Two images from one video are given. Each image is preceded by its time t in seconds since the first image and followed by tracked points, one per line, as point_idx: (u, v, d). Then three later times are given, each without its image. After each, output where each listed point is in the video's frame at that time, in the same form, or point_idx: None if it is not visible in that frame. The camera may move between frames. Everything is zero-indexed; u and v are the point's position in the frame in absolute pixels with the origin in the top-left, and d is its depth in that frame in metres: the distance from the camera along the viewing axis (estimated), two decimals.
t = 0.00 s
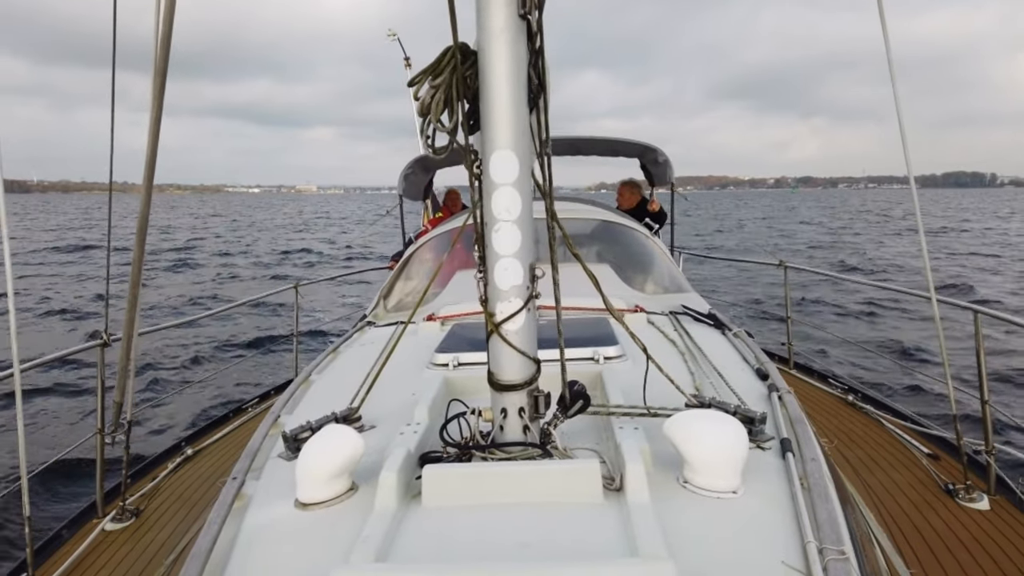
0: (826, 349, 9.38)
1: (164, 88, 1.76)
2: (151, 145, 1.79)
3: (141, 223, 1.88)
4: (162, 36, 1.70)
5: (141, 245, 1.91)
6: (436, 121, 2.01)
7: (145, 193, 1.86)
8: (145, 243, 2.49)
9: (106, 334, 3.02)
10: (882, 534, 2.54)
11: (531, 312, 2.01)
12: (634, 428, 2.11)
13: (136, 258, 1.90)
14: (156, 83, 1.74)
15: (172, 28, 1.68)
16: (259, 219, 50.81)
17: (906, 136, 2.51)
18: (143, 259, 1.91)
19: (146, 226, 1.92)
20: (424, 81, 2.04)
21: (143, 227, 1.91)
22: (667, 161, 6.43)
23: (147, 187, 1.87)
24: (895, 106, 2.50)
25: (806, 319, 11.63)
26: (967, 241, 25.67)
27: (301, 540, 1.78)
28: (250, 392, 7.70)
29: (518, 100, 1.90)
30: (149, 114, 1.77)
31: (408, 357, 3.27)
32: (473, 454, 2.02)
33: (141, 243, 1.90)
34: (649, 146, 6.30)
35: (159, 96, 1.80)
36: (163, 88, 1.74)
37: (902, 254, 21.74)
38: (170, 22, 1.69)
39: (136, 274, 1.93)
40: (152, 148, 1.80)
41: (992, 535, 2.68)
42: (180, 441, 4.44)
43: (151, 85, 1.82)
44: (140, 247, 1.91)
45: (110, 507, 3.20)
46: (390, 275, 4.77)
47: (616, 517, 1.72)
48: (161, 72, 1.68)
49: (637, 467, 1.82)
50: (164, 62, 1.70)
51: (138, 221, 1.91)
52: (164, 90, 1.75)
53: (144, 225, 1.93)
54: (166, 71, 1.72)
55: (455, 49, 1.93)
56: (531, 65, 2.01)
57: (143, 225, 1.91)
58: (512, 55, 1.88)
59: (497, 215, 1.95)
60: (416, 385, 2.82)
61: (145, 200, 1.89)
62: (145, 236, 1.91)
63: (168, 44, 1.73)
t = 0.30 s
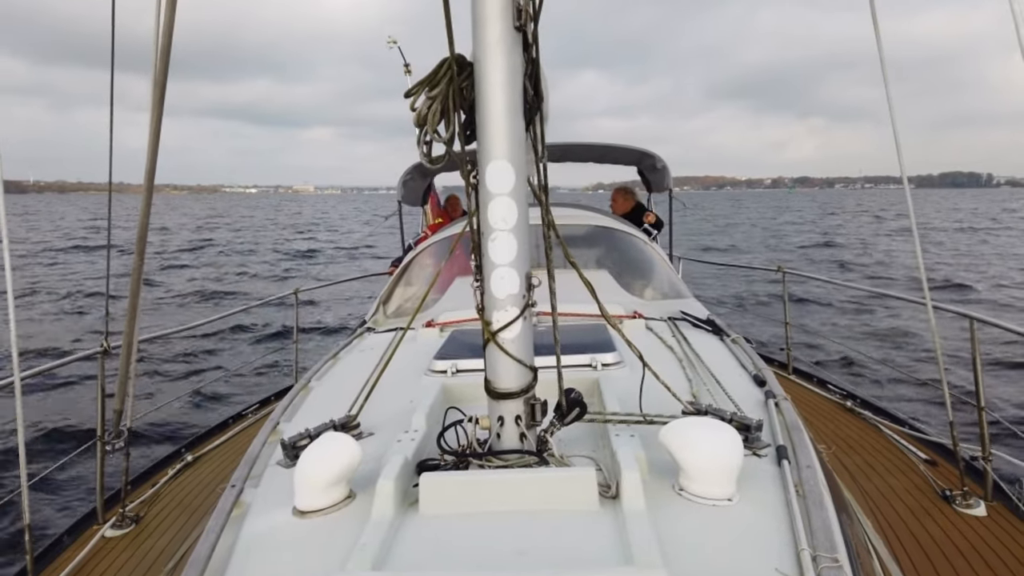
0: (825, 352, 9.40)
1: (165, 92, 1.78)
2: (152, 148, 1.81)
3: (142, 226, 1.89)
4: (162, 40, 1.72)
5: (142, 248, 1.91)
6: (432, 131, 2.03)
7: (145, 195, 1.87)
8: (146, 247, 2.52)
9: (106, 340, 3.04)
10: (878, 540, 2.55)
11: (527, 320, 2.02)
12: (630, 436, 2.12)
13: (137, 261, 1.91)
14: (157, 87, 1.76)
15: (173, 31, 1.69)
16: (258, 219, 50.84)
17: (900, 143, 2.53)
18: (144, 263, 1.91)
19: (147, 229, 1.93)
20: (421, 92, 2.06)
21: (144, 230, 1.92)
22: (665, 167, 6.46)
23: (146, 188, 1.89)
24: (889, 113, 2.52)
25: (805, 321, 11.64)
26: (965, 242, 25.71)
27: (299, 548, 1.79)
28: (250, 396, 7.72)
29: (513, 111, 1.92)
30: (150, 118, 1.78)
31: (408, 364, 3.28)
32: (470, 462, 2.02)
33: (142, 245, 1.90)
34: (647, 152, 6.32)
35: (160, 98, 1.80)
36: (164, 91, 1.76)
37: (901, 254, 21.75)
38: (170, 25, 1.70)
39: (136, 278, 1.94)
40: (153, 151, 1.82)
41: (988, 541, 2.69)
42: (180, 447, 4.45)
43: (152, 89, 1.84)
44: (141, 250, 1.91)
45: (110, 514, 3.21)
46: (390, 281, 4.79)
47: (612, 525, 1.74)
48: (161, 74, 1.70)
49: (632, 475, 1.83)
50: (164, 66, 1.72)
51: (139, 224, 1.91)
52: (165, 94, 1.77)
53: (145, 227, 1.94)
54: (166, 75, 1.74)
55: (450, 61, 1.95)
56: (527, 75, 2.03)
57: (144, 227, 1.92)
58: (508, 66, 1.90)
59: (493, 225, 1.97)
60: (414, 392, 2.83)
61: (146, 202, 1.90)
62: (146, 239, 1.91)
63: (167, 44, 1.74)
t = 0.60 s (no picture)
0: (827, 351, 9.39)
1: (167, 89, 1.79)
2: (154, 145, 1.82)
3: (144, 223, 1.90)
4: (164, 37, 1.73)
5: (145, 245, 1.92)
6: (434, 130, 2.03)
7: (148, 192, 1.88)
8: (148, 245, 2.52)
9: (108, 340, 3.04)
10: (880, 540, 2.54)
11: (529, 319, 2.02)
12: (632, 435, 2.11)
13: (140, 258, 1.92)
14: (159, 84, 1.77)
15: (174, 28, 1.69)
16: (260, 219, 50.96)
17: (903, 140, 2.52)
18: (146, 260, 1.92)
19: (149, 226, 1.94)
20: (422, 91, 2.06)
21: (146, 227, 1.93)
22: (667, 167, 6.45)
23: (149, 189, 1.90)
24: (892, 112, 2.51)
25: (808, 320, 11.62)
26: (968, 242, 25.69)
27: (301, 546, 1.79)
28: (252, 396, 7.72)
29: (515, 109, 1.92)
30: (152, 115, 1.79)
31: (410, 363, 3.28)
32: (471, 461, 2.02)
33: (145, 242, 1.91)
34: (649, 152, 6.31)
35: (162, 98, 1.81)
36: (166, 88, 1.77)
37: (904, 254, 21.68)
38: (172, 22, 1.71)
39: (138, 276, 1.95)
40: (155, 148, 1.82)
41: (991, 541, 2.68)
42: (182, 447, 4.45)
43: (154, 86, 1.84)
44: (143, 247, 1.91)
45: (112, 513, 3.21)
46: (392, 281, 4.79)
47: (613, 523, 1.73)
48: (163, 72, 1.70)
49: (634, 474, 1.82)
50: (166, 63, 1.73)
51: (141, 222, 1.92)
52: (167, 91, 1.78)
53: (148, 225, 1.94)
54: (168, 72, 1.75)
55: (452, 59, 1.95)
56: (529, 74, 2.03)
57: (146, 225, 1.93)
58: (509, 65, 1.90)
59: (494, 224, 1.96)
60: (415, 391, 2.83)
61: (149, 199, 1.91)
62: (148, 236, 1.92)
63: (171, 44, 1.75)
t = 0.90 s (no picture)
0: (828, 351, 9.41)
1: (173, 91, 1.80)
2: (161, 147, 1.83)
3: (150, 224, 1.91)
4: (170, 38, 1.73)
5: (150, 246, 1.92)
6: (439, 133, 2.05)
7: (153, 193, 1.89)
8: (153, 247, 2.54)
9: (112, 341, 3.06)
10: (882, 540, 2.55)
11: (534, 320, 2.04)
12: (635, 435, 2.13)
13: (145, 259, 1.92)
14: (165, 86, 1.77)
15: (181, 30, 1.70)
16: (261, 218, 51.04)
17: (903, 141, 2.53)
18: (152, 262, 1.93)
19: (155, 228, 1.95)
20: (427, 94, 2.08)
21: (152, 229, 1.93)
22: (667, 168, 6.47)
23: (154, 190, 1.91)
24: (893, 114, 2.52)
25: (808, 320, 11.63)
26: (969, 242, 25.72)
27: (308, 546, 1.80)
28: (255, 396, 7.74)
29: (520, 113, 1.94)
30: (158, 117, 1.80)
31: (413, 364, 3.30)
32: (476, 462, 2.04)
33: (150, 242, 1.91)
34: (649, 153, 6.34)
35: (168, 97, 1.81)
36: (172, 90, 1.78)
37: (904, 254, 21.69)
38: (178, 24, 1.72)
39: (144, 277, 1.95)
40: (161, 149, 1.83)
41: (992, 541, 2.70)
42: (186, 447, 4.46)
43: (160, 88, 1.85)
44: (148, 249, 1.92)
45: (117, 513, 3.22)
46: (394, 281, 4.81)
47: (618, 523, 1.75)
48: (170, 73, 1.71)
49: (638, 474, 1.84)
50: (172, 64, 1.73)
51: (147, 224, 1.93)
52: (173, 93, 1.79)
53: (153, 227, 1.95)
54: (174, 73, 1.76)
55: (457, 63, 1.97)
56: (533, 78, 2.05)
57: (152, 226, 1.93)
58: (514, 68, 1.91)
59: (499, 226, 1.98)
60: (419, 392, 2.84)
61: (155, 200, 1.92)
62: (154, 238, 1.92)
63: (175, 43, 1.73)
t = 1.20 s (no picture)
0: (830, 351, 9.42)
1: (177, 94, 1.81)
2: (164, 150, 1.84)
3: (153, 225, 1.92)
4: (174, 40, 1.75)
5: (154, 249, 1.94)
6: (441, 136, 2.07)
7: (157, 195, 1.90)
8: (157, 248, 2.56)
9: (116, 341, 3.08)
10: (882, 540, 2.56)
11: (534, 322, 2.05)
12: (635, 436, 2.14)
13: (149, 260, 1.94)
14: (169, 88, 1.79)
15: (184, 33, 1.71)
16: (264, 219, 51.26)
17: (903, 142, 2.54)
18: (156, 263, 1.94)
19: (159, 229, 1.96)
20: (430, 97, 2.09)
21: (155, 230, 1.95)
22: (669, 169, 6.48)
23: (158, 192, 1.92)
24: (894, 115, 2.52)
25: (810, 321, 11.63)
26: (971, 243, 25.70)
27: (310, 546, 1.82)
28: (258, 396, 7.77)
29: (521, 115, 1.95)
30: (162, 118, 1.82)
31: (415, 364, 3.31)
32: (477, 462, 2.05)
33: (153, 244, 1.93)
34: (651, 154, 6.35)
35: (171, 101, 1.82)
36: (176, 92, 1.79)
37: (906, 255, 21.66)
38: (183, 27, 1.73)
39: (148, 278, 1.97)
40: (165, 152, 1.85)
41: (991, 542, 2.70)
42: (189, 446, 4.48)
43: (163, 90, 1.87)
44: (152, 250, 1.94)
45: (120, 512, 3.24)
46: (397, 282, 4.83)
47: (617, 523, 1.76)
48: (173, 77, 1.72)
49: (638, 475, 1.85)
50: (176, 68, 1.75)
51: (150, 225, 1.94)
52: (177, 96, 1.80)
53: (157, 227, 1.97)
54: (178, 76, 1.77)
55: (458, 66, 1.99)
56: (534, 80, 2.06)
57: (155, 228, 1.95)
58: (516, 71, 1.93)
59: (500, 228, 2.00)
60: (421, 393, 2.86)
61: (158, 203, 1.94)
62: (157, 239, 1.94)
63: (180, 47, 1.75)
